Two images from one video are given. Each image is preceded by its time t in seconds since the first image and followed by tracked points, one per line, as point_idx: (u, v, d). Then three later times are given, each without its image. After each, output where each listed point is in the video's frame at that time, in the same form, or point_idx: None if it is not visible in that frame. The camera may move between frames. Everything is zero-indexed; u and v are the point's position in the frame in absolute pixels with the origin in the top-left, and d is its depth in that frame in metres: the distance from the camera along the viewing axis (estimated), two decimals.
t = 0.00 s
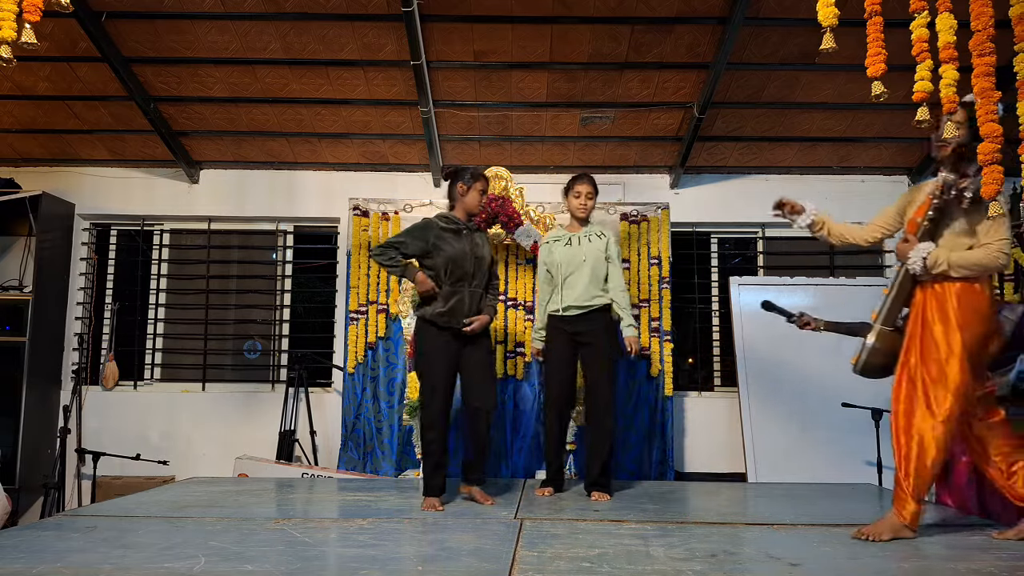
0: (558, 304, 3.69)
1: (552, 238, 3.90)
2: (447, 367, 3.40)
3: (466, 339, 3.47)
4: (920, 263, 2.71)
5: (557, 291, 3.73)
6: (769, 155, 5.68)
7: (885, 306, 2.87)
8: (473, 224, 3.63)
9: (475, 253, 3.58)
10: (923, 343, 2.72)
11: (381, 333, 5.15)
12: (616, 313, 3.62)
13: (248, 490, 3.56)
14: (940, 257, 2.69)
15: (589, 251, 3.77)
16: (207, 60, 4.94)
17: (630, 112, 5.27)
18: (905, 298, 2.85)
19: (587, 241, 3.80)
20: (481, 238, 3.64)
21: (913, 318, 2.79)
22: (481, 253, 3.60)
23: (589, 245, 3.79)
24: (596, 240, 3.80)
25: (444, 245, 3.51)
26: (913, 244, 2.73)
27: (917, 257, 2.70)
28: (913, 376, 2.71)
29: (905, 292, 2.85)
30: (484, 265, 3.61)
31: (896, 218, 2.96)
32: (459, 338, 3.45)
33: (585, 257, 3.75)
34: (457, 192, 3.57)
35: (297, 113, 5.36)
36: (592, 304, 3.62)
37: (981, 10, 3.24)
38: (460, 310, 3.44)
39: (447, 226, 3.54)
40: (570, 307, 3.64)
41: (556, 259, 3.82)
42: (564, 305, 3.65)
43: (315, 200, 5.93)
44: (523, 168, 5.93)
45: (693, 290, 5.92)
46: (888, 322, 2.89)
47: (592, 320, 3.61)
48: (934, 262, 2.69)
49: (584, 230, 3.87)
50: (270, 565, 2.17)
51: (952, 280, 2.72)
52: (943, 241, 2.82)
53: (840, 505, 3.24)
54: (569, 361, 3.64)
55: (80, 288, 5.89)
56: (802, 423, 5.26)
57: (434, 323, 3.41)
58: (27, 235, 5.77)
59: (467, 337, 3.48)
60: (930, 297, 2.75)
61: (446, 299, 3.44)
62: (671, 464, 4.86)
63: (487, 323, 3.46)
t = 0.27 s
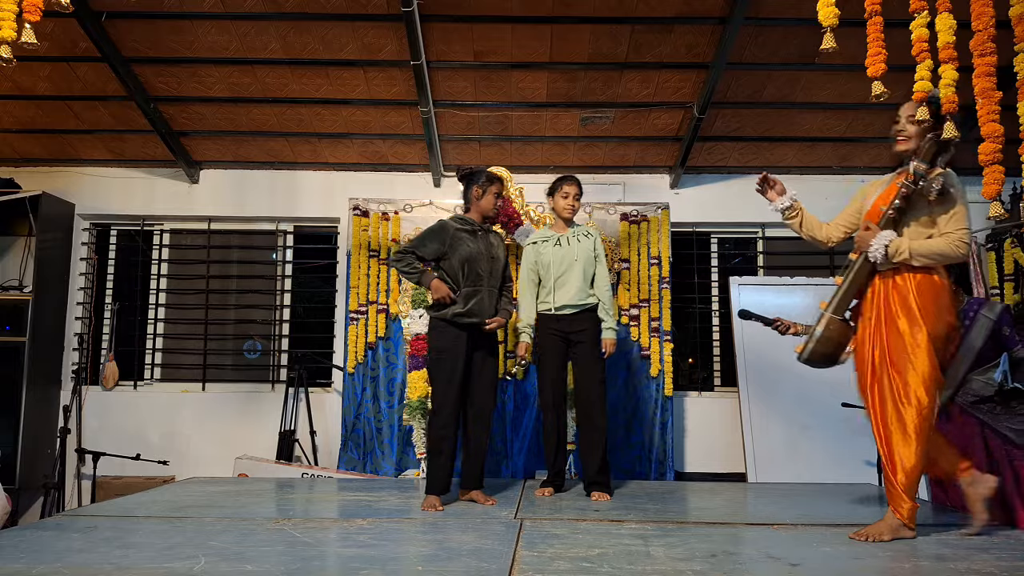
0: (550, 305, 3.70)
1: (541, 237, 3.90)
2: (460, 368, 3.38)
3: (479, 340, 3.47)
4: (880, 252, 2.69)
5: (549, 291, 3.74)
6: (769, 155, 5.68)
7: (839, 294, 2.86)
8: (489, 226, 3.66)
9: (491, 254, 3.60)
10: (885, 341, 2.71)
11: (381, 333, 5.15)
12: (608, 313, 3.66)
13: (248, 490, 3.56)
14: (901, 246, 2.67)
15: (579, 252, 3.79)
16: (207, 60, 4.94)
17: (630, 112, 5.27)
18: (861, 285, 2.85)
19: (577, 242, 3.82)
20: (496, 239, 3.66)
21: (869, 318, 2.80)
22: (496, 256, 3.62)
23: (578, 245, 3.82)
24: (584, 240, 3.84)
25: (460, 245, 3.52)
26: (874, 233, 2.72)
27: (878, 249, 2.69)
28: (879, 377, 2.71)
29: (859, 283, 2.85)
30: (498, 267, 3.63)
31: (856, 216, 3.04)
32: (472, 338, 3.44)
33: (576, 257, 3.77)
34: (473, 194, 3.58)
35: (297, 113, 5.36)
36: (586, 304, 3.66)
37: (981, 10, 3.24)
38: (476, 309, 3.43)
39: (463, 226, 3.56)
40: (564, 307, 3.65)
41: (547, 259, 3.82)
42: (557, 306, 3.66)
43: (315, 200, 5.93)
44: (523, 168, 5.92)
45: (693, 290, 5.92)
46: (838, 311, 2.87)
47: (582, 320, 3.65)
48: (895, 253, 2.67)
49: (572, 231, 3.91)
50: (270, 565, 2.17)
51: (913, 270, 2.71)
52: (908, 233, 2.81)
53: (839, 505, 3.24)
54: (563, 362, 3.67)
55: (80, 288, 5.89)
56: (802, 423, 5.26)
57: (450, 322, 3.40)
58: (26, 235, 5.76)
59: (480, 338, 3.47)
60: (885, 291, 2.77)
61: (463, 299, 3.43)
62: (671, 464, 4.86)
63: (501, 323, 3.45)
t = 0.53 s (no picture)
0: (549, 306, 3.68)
1: (536, 238, 3.87)
2: (461, 362, 3.38)
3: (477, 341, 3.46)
4: (858, 261, 2.50)
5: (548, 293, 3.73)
6: (769, 155, 5.68)
7: (812, 296, 2.70)
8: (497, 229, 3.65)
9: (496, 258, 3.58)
10: (869, 341, 2.55)
11: (381, 333, 5.15)
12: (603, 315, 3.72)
13: (248, 490, 3.56)
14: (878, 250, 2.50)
15: (574, 254, 3.81)
16: (207, 60, 4.94)
17: (630, 112, 5.27)
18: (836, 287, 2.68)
19: (572, 244, 3.86)
20: (504, 243, 3.64)
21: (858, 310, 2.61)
22: (502, 260, 3.61)
23: (573, 247, 3.85)
24: (577, 243, 3.88)
25: (466, 246, 3.51)
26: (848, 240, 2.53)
27: (854, 259, 2.51)
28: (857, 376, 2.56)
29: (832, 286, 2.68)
30: (503, 272, 3.61)
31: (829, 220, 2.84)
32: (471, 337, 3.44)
33: (573, 259, 3.79)
34: (483, 196, 3.58)
35: (297, 113, 5.36)
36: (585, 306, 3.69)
37: (981, 10, 3.25)
38: (472, 312, 3.43)
39: (471, 228, 3.56)
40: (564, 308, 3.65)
41: (545, 261, 3.80)
42: (558, 307, 3.66)
43: (315, 200, 5.93)
44: (523, 168, 5.92)
45: (693, 290, 5.92)
46: (810, 313, 2.73)
47: (578, 321, 3.65)
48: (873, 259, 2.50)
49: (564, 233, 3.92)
50: (270, 565, 2.17)
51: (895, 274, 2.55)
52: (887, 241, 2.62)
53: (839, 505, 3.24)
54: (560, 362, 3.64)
55: (80, 288, 5.89)
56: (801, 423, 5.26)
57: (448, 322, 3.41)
58: (26, 235, 5.75)
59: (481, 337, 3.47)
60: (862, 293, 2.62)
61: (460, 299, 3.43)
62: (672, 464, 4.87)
63: (492, 330, 3.44)
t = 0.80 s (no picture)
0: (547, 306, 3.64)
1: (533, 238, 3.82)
2: (452, 359, 3.41)
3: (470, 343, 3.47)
4: (806, 264, 2.48)
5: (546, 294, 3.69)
6: (769, 155, 5.68)
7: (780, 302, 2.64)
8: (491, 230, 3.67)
9: (489, 259, 3.61)
10: (836, 348, 2.48)
11: (381, 333, 5.15)
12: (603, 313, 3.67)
13: (248, 491, 3.56)
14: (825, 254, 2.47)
15: (571, 253, 3.77)
16: (207, 60, 4.94)
17: (630, 112, 5.27)
18: (800, 294, 2.61)
19: (569, 244, 3.81)
20: (498, 244, 3.67)
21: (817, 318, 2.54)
22: (495, 261, 3.64)
23: (570, 246, 3.81)
24: (573, 242, 3.84)
25: (458, 247, 3.56)
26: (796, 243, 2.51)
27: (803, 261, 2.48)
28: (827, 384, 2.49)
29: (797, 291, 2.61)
30: (496, 272, 3.64)
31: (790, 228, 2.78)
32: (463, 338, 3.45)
33: (570, 259, 3.75)
34: (477, 198, 3.60)
35: (297, 114, 5.35)
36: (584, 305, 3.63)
37: (982, 10, 3.25)
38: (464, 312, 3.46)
39: (464, 229, 3.60)
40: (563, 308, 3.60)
41: (542, 261, 3.75)
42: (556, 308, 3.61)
43: (315, 200, 5.93)
44: (523, 168, 5.92)
45: (693, 290, 5.92)
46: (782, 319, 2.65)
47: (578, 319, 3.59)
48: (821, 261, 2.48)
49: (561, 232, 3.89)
50: (270, 565, 2.17)
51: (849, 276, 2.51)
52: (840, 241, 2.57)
53: (840, 505, 3.24)
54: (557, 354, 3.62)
55: (80, 288, 5.89)
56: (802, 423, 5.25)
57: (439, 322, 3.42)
58: (26, 235, 5.75)
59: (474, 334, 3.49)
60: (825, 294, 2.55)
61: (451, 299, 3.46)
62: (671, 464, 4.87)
63: (484, 330, 3.43)
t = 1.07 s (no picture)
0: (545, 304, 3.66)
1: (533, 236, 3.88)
2: (441, 367, 3.47)
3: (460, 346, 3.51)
4: (763, 252, 2.51)
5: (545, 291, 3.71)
6: (769, 155, 5.67)
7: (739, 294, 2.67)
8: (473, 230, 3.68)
9: (472, 259, 3.62)
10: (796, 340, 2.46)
11: (381, 333, 5.15)
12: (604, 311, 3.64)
13: (248, 490, 3.56)
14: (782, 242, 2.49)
15: (571, 250, 3.78)
16: (207, 60, 4.94)
17: (630, 112, 5.27)
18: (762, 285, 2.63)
19: (569, 240, 3.81)
20: (480, 243, 3.67)
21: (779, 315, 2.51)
22: (479, 260, 3.64)
23: (571, 243, 3.81)
24: (576, 240, 3.83)
25: (440, 249, 3.59)
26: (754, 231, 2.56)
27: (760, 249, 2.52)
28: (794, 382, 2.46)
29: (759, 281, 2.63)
30: (480, 272, 3.64)
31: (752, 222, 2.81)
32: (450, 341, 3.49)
33: (571, 256, 3.75)
34: (456, 200, 3.63)
35: (297, 114, 5.35)
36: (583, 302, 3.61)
37: (981, 10, 3.23)
38: (449, 314, 3.48)
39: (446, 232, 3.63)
40: (561, 306, 3.60)
41: (542, 259, 3.79)
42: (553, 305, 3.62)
43: (315, 200, 5.93)
44: (523, 168, 5.92)
45: (693, 290, 5.91)
46: (741, 310, 2.70)
47: (578, 318, 3.60)
48: (778, 250, 2.50)
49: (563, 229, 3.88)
50: (270, 565, 2.17)
51: (808, 267, 2.50)
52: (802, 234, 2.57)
53: (839, 505, 3.24)
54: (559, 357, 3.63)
55: (80, 288, 5.89)
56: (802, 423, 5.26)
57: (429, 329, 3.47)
58: (26, 235, 5.75)
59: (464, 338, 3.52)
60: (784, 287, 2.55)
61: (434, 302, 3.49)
62: (671, 464, 4.86)
63: (472, 331, 3.45)
